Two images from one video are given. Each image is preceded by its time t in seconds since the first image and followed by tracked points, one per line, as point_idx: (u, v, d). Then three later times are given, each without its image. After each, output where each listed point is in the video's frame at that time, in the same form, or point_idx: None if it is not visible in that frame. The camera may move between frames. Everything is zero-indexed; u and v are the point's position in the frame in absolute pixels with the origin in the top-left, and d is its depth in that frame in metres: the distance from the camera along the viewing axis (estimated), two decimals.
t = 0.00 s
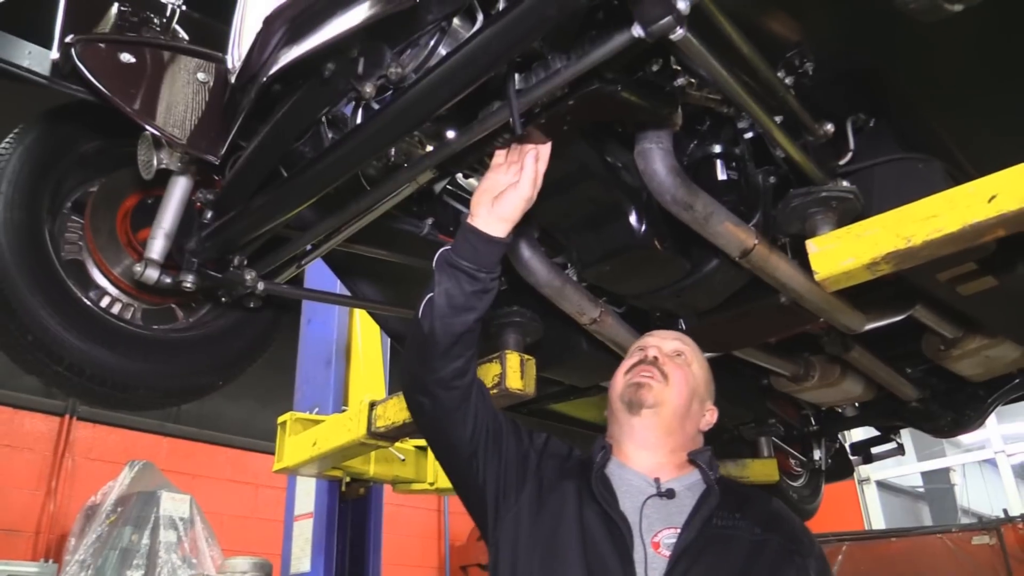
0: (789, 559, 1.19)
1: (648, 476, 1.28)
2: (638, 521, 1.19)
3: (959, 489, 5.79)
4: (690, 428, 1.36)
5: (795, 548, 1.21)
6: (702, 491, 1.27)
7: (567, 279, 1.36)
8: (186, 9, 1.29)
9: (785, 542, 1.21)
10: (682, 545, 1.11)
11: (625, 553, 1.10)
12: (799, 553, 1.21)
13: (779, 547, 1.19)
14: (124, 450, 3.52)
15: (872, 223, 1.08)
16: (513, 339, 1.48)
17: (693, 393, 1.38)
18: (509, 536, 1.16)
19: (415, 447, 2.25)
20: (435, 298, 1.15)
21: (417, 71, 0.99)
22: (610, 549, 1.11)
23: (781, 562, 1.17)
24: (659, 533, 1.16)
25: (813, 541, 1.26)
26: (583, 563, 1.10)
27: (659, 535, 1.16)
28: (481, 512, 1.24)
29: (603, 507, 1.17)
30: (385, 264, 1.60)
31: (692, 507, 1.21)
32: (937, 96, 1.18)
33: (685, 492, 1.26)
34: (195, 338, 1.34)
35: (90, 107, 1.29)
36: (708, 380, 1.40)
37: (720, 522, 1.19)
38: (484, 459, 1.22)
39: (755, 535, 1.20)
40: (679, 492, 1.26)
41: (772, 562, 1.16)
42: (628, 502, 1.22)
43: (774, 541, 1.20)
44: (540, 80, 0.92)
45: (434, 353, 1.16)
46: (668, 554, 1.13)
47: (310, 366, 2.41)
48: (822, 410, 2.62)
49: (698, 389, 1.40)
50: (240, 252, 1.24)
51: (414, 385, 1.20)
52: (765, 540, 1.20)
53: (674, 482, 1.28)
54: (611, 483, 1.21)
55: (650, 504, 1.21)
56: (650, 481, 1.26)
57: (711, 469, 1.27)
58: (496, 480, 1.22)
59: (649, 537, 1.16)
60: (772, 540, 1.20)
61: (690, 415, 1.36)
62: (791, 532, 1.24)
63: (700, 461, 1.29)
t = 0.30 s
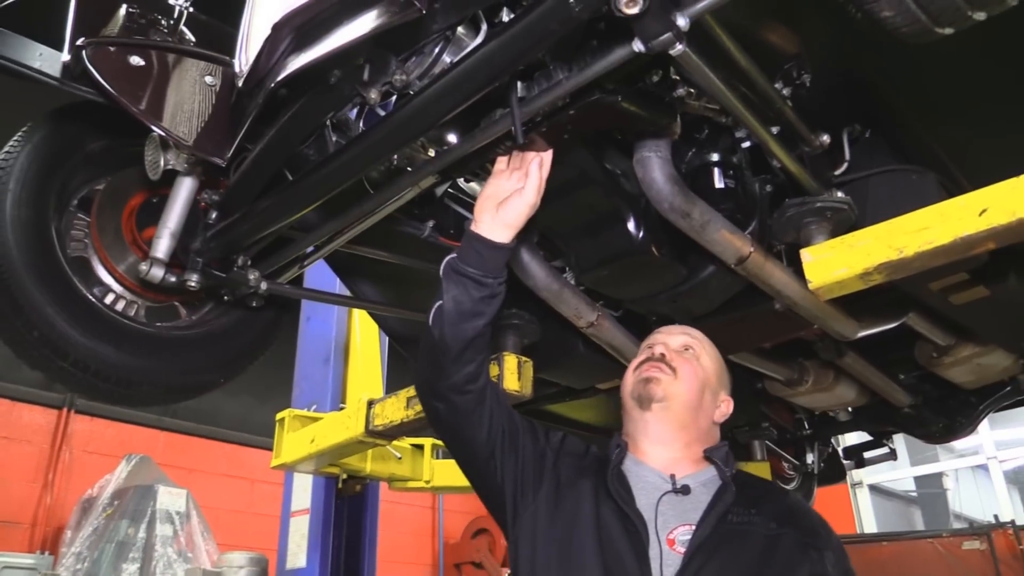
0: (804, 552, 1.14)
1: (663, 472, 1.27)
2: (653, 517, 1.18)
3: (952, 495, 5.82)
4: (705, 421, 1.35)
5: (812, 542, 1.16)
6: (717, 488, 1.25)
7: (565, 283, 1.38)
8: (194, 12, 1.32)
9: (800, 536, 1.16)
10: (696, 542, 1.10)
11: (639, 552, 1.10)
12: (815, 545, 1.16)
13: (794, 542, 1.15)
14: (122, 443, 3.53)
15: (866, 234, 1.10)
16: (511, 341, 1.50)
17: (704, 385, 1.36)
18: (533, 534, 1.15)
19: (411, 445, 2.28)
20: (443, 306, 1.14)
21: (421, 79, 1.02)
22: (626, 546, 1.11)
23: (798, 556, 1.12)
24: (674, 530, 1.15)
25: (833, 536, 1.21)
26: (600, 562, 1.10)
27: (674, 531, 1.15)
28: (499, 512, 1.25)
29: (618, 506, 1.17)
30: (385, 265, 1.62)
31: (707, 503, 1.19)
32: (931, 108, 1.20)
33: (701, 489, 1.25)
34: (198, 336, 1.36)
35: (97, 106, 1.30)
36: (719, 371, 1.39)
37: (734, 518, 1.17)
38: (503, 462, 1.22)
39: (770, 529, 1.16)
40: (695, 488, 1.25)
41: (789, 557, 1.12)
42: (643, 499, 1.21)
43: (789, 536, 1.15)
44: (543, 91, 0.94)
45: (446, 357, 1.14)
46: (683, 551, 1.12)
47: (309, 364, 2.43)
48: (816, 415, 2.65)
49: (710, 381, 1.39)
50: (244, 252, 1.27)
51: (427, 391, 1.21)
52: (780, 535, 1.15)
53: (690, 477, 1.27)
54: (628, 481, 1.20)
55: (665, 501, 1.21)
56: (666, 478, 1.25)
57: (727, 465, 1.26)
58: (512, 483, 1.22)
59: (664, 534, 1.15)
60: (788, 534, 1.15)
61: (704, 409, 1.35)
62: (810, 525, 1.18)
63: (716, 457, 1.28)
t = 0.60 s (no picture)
0: (820, 543, 1.14)
1: (676, 474, 1.28)
2: (670, 518, 1.19)
3: (933, 496, 5.88)
4: (708, 412, 1.35)
5: (829, 532, 1.16)
6: (731, 486, 1.25)
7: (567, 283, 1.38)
8: (199, 6, 1.32)
9: (817, 528, 1.16)
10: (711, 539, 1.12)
11: (655, 555, 1.12)
12: (832, 536, 1.16)
13: (810, 535, 1.15)
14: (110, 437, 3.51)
15: (868, 240, 1.12)
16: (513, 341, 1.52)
17: (695, 378, 1.37)
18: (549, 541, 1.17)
19: (405, 442, 2.29)
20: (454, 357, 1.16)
21: (433, 79, 1.03)
22: (644, 550, 1.13)
23: (815, 545, 1.13)
24: (690, 528, 1.16)
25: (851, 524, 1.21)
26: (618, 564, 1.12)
27: (690, 529, 1.16)
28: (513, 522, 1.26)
29: (633, 507, 1.19)
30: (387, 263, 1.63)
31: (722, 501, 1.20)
32: (934, 117, 1.22)
33: (715, 485, 1.26)
34: (201, 332, 1.36)
35: (103, 99, 1.31)
36: (706, 360, 1.40)
37: (751, 513, 1.18)
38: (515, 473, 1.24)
39: (787, 521, 1.17)
40: (708, 486, 1.25)
41: (806, 548, 1.13)
42: (657, 501, 1.23)
43: (805, 528, 1.16)
44: (558, 93, 0.95)
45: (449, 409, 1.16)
46: (699, 548, 1.13)
47: (303, 360, 2.43)
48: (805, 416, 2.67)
49: (702, 371, 1.39)
50: (252, 248, 1.27)
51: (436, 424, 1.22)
52: (797, 526, 1.16)
53: (702, 474, 1.28)
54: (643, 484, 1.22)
55: (680, 499, 1.22)
56: (679, 477, 1.27)
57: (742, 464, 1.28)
58: (530, 490, 1.24)
59: (680, 532, 1.16)
60: (804, 526, 1.16)
61: (704, 403, 1.36)
62: (827, 515, 1.19)
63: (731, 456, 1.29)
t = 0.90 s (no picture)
0: (831, 532, 1.14)
1: (686, 472, 1.31)
2: (682, 519, 1.22)
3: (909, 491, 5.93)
4: (703, 405, 1.37)
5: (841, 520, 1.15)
6: (741, 481, 1.26)
7: (575, 285, 1.40)
8: (208, 9, 1.31)
9: (828, 516, 1.16)
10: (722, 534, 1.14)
11: (667, 554, 1.16)
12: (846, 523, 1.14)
13: (820, 524, 1.15)
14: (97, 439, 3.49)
15: (876, 243, 1.15)
16: (519, 342, 1.54)
17: (679, 378, 1.40)
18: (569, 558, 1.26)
19: (402, 443, 2.29)
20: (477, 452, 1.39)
21: (453, 85, 1.03)
22: (658, 554, 1.17)
23: (825, 537, 1.13)
24: (703, 526, 1.20)
25: (866, 507, 1.18)
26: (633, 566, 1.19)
27: (703, 527, 1.20)
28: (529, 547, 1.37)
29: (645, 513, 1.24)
30: (391, 265, 1.64)
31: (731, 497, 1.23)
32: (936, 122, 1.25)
33: (725, 481, 1.27)
34: (212, 334, 1.38)
35: (112, 101, 1.31)
36: (687, 357, 1.42)
37: (759, 506, 1.19)
38: (531, 508, 1.37)
39: (797, 510, 1.17)
40: (718, 482, 1.27)
41: (816, 538, 1.13)
42: (669, 500, 1.26)
43: (816, 517, 1.16)
44: (582, 100, 0.96)
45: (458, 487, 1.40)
46: (711, 545, 1.17)
47: (298, 361, 2.43)
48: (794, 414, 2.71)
49: (687, 367, 1.41)
50: (267, 252, 1.28)
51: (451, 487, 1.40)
52: (807, 515, 1.16)
53: (711, 471, 1.29)
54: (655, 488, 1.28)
55: (691, 498, 1.24)
56: (690, 476, 1.28)
57: (750, 460, 1.26)
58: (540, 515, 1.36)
59: (693, 530, 1.20)
60: (815, 515, 1.16)
61: (702, 399, 1.38)
62: (843, 504, 1.17)
63: (739, 453, 1.27)
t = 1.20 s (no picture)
0: (812, 532, 1.15)
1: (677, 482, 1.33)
2: (672, 525, 1.26)
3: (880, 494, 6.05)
4: (688, 415, 1.38)
5: (823, 519, 1.17)
6: (727, 487, 1.28)
7: (575, 292, 1.42)
8: (215, 11, 1.30)
9: (811, 516, 1.17)
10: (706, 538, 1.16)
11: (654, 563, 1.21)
12: (828, 523, 1.16)
13: (803, 524, 1.16)
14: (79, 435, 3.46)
15: (873, 257, 1.19)
16: (517, 347, 1.56)
17: (663, 389, 1.40)
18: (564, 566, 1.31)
19: (392, 444, 2.30)
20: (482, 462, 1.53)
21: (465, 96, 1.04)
22: (646, 560, 1.22)
23: (805, 536, 1.15)
24: (689, 532, 1.23)
25: (854, 505, 1.19)
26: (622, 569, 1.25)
27: (690, 533, 1.23)
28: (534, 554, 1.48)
29: (638, 522, 1.29)
30: (390, 269, 1.66)
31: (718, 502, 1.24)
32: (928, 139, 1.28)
33: (714, 488, 1.28)
34: (214, 336, 1.39)
35: (119, 102, 1.31)
36: (672, 367, 1.42)
37: (745, 509, 1.21)
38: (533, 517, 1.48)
39: (780, 511, 1.19)
40: (705, 489, 1.29)
41: (797, 539, 1.15)
42: (661, 507, 1.30)
43: (799, 515, 1.17)
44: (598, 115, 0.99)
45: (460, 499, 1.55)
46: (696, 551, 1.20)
47: (290, 360, 2.44)
48: (776, 418, 2.75)
49: (672, 377, 1.41)
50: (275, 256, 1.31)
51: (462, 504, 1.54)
52: (791, 515, 1.18)
53: (700, 478, 1.31)
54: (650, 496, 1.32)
55: (681, 505, 1.28)
56: (681, 483, 1.32)
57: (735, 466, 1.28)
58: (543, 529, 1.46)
59: (681, 536, 1.23)
60: (798, 514, 1.18)
61: (687, 408, 1.38)
62: (826, 503, 1.19)
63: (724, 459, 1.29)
